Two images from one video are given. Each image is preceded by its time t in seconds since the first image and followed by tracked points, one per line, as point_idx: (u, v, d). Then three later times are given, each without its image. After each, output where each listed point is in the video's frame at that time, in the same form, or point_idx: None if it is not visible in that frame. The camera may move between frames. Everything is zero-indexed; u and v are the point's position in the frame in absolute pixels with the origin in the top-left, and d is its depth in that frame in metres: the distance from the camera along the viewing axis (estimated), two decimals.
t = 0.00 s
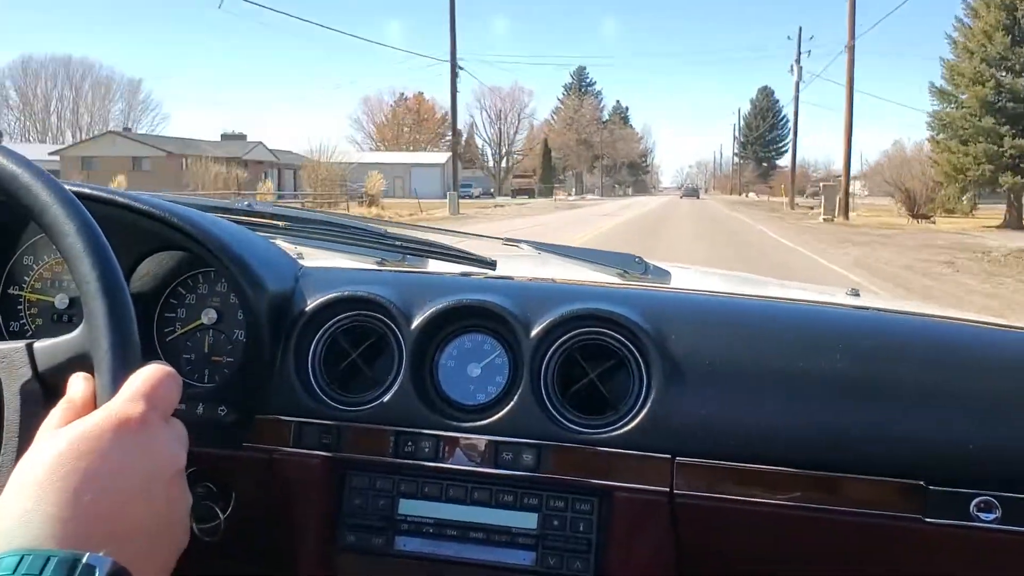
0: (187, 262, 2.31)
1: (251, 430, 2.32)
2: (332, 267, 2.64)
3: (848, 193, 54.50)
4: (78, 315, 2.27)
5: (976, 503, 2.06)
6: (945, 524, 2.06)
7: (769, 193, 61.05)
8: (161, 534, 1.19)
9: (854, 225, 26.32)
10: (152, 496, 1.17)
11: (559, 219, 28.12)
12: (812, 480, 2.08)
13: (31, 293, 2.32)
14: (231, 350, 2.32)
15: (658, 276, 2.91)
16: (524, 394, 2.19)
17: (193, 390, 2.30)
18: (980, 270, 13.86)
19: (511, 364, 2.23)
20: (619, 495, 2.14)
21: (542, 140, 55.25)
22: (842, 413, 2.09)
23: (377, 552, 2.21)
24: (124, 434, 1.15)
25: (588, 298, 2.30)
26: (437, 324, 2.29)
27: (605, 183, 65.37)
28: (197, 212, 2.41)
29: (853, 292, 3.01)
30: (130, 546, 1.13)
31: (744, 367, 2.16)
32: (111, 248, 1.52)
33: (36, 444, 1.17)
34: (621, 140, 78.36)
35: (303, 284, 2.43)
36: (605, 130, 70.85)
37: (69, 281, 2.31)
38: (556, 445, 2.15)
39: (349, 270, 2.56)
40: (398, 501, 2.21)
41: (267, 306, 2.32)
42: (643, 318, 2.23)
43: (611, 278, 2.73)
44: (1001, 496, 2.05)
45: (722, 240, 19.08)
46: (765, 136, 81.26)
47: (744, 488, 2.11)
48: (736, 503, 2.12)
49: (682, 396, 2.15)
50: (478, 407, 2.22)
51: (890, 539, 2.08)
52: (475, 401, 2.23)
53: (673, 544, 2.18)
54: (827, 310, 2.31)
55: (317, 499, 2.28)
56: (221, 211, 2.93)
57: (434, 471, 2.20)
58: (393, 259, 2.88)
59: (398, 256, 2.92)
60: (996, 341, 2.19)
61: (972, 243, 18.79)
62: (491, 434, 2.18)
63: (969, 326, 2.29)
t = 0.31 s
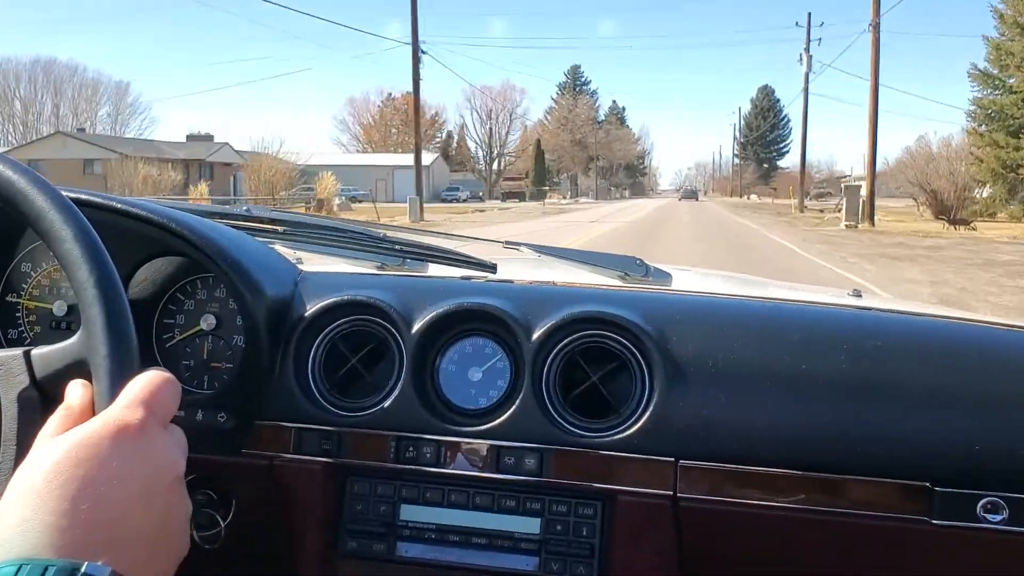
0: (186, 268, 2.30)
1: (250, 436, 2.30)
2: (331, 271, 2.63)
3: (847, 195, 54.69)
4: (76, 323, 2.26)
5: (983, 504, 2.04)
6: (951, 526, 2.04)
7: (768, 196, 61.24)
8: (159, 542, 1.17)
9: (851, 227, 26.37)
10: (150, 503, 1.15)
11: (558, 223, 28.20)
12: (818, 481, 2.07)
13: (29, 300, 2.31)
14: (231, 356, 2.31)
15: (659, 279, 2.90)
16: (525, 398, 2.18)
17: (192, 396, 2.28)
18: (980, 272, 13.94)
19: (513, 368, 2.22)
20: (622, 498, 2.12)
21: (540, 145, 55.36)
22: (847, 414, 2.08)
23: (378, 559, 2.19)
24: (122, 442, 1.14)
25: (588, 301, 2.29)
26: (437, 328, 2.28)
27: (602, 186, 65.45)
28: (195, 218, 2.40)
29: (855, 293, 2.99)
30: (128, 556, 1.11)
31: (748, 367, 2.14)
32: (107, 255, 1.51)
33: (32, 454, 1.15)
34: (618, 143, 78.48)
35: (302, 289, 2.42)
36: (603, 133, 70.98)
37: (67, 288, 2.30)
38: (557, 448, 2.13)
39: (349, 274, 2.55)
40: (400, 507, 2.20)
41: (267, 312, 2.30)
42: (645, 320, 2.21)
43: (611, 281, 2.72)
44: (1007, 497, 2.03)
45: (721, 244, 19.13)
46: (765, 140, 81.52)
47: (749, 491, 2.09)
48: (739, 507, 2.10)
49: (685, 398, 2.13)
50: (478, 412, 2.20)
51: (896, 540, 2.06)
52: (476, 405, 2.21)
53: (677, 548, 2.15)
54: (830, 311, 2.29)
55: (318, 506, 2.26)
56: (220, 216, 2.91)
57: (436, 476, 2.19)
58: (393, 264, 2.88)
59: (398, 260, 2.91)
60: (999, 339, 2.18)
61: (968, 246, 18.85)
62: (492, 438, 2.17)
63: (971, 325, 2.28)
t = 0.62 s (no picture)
0: (188, 272, 2.32)
1: (253, 438, 2.32)
2: (333, 275, 2.64)
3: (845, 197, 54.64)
4: (79, 327, 2.27)
5: (982, 502, 2.05)
6: (950, 524, 2.05)
7: (765, 197, 61.17)
8: (162, 545, 1.17)
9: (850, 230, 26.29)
10: (153, 506, 1.16)
11: (554, 224, 28.20)
12: (818, 481, 2.08)
13: (32, 305, 2.32)
14: (233, 359, 2.32)
15: (659, 280, 2.91)
16: (526, 398, 2.19)
17: (195, 399, 2.29)
18: (977, 274, 13.91)
19: (513, 369, 2.23)
20: (624, 498, 2.12)
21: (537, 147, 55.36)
22: (847, 413, 2.09)
23: (380, 560, 2.21)
24: (126, 444, 1.15)
25: (588, 302, 2.31)
26: (438, 330, 2.29)
27: (600, 188, 65.39)
28: (197, 222, 2.42)
29: (853, 293, 3.00)
30: (132, 557, 1.12)
31: (746, 367, 2.16)
32: (110, 259, 1.52)
33: (36, 458, 1.16)
34: (615, 145, 78.39)
35: (304, 292, 2.43)
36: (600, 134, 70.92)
37: (70, 293, 2.31)
38: (558, 449, 2.14)
39: (350, 277, 2.56)
40: (402, 509, 2.20)
41: (269, 315, 2.32)
42: (644, 321, 2.23)
43: (612, 283, 2.73)
44: (1006, 495, 2.04)
45: (717, 245, 19.08)
46: (763, 141, 81.44)
47: (751, 489, 2.10)
48: (739, 506, 2.11)
49: (685, 398, 2.15)
50: (479, 413, 2.21)
51: (897, 539, 2.07)
52: (478, 407, 2.23)
53: (677, 549, 2.16)
54: (830, 311, 2.30)
55: (321, 508, 2.26)
56: (222, 219, 2.93)
57: (437, 478, 2.19)
58: (393, 266, 2.90)
59: (398, 263, 2.93)
60: (1000, 338, 2.19)
61: (965, 249, 18.82)
62: (494, 439, 2.18)
63: (971, 324, 2.29)
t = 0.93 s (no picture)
0: (189, 274, 2.31)
1: (254, 439, 2.31)
2: (334, 276, 2.64)
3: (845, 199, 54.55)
4: (79, 329, 2.27)
5: (986, 504, 2.04)
6: (953, 525, 2.04)
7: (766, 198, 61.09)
8: (162, 550, 1.17)
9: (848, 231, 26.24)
10: (152, 511, 1.16)
11: (553, 226, 28.15)
12: (821, 482, 2.07)
13: (32, 306, 2.32)
14: (234, 361, 2.32)
15: (660, 281, 2.90)
16: (527, 400, 2.18)
17: (195, 401, 2.29)
18: (975, 277, 13.86)
19: (514, 370, 2.23)
20: (626, 499, 2.11)
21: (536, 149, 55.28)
22: (851, 415, 2.08)
23: (381, 561, 2.19)
24: (126, 449, 1.14)
25: (589, 304, 2.30)
26: (439, 331, 2.29)
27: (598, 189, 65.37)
28: (198, 223, 2.41)
29: (855, 294, 2.99)
30: (132, 563, 1.11)
31: (748, 368, 2.15)
32: (111, 261, 1.52)
33: (35, 463, 1.16)
34: (614, 146, 78.29)
35: (305, 294, 2.43)
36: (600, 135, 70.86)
37: (70, 294, 2.31)
38: (559, 449, 2.14)
39: (352, 279, 2.56)
40: (403, 510, 2.19)
41: (270, 317, 2.31)
42: (646, 323, 2.23)
43: (613, 283, 2.73)
44: (1009, 497, 2.03)
45: (714, 246, 19.01)
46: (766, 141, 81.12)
47: (753, 491, 2.09)
48: (742, 508, 2.10)
49: (686, 400, 2.14)
50: (480, 415, 2.21)
51: (900, 541, 2.06)
52: (478, 408, 2.22)
53: (680, 550, 2.14)
54: (831, 312, 2.30)
55: (321, 509, 2.25)
56: (223, 221, 2.92)
57: (438, 479, 2.19)
58: (395, 268, 2.90)
59: (400, 264, 2.92)
60: (1004, 340, 2.18)
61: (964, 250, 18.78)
62: (495, 441, 2.17)
63: (974, 326, 2.29)
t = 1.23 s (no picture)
0: (189, 274, 2.32)
1: (254, 439, 2.31)
2: (334, 276, 2.65)
3: (843, 200, 54.25)
4: (80, 329, 2.27)
5: (986, 504, 2.04)
6: (952, 526, 2.04)
7: (764, 199, 60.83)
8: (162, 551, 1.17)
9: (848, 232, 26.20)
10: (152, 511, 1.16)
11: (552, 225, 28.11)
12: (821, 482, 2.07)
13: (33, 306, 2.32)
14: (234, 361, 2.32)
15: (660, 281, 2.90)
16: (528, 400, 2.18)
17: (196, 401, 2.29)
18: (971, 280, 13.78)
19: (514, 370, 2.23)
20: (626, 500, 2.11)
21: (532, 148, 55.00)
22: (850, 415, 2.08)
23: (382, 562, 2.19)
24: (126, 450, 1.14)
25: (589, 303, 2.31)
26: (439, 331, 2.29)
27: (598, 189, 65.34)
28: (198, 223, 2.41)
29: (856, 294, 2.98)
30: (131, 563, 1.12)
31: (748, 368, 2.15)
32: (111, 261, 1.52)
33: (34, 465, 1.16)
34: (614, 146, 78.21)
35: (305, 293, 2.43)
36: (597, 134, 70.43)
37: (70, 294, 2.31)
38: (559, 449, 2.14)
39: (352, 279, 2.56)
40: (403, 510, 2.20)
41: (270, 317, 2.31)
42: (646, 322, 2.23)
43: (613, 283, 2.73)
44: (1009, 497, 2.03)
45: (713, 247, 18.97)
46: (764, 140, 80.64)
47: (753, 492, 2.09)
48: (743, 509, 2.10)
49: (686, 400, 2.14)
50: (480, 415, 2.21)
51: (900, 542, 2.05)
52: (478, 408, 2.22)
53: (680, 550, 2.14)
54: (831, 312, 2.30)
55: (322, 510, 2.25)
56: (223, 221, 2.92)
57: (439, 479, 2.19)
58: (395, 267, 2.90)
59: (400, 264, 2.92)
60: (1003, 340, 2.18)
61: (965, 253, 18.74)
62: (495, 441, 2.17)
63: (973, 325, 2.29)
